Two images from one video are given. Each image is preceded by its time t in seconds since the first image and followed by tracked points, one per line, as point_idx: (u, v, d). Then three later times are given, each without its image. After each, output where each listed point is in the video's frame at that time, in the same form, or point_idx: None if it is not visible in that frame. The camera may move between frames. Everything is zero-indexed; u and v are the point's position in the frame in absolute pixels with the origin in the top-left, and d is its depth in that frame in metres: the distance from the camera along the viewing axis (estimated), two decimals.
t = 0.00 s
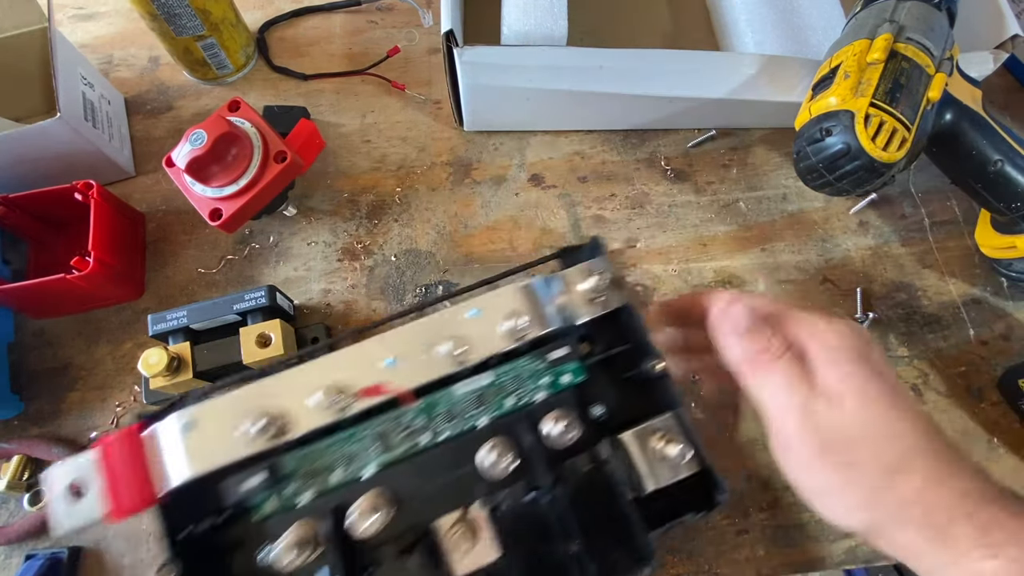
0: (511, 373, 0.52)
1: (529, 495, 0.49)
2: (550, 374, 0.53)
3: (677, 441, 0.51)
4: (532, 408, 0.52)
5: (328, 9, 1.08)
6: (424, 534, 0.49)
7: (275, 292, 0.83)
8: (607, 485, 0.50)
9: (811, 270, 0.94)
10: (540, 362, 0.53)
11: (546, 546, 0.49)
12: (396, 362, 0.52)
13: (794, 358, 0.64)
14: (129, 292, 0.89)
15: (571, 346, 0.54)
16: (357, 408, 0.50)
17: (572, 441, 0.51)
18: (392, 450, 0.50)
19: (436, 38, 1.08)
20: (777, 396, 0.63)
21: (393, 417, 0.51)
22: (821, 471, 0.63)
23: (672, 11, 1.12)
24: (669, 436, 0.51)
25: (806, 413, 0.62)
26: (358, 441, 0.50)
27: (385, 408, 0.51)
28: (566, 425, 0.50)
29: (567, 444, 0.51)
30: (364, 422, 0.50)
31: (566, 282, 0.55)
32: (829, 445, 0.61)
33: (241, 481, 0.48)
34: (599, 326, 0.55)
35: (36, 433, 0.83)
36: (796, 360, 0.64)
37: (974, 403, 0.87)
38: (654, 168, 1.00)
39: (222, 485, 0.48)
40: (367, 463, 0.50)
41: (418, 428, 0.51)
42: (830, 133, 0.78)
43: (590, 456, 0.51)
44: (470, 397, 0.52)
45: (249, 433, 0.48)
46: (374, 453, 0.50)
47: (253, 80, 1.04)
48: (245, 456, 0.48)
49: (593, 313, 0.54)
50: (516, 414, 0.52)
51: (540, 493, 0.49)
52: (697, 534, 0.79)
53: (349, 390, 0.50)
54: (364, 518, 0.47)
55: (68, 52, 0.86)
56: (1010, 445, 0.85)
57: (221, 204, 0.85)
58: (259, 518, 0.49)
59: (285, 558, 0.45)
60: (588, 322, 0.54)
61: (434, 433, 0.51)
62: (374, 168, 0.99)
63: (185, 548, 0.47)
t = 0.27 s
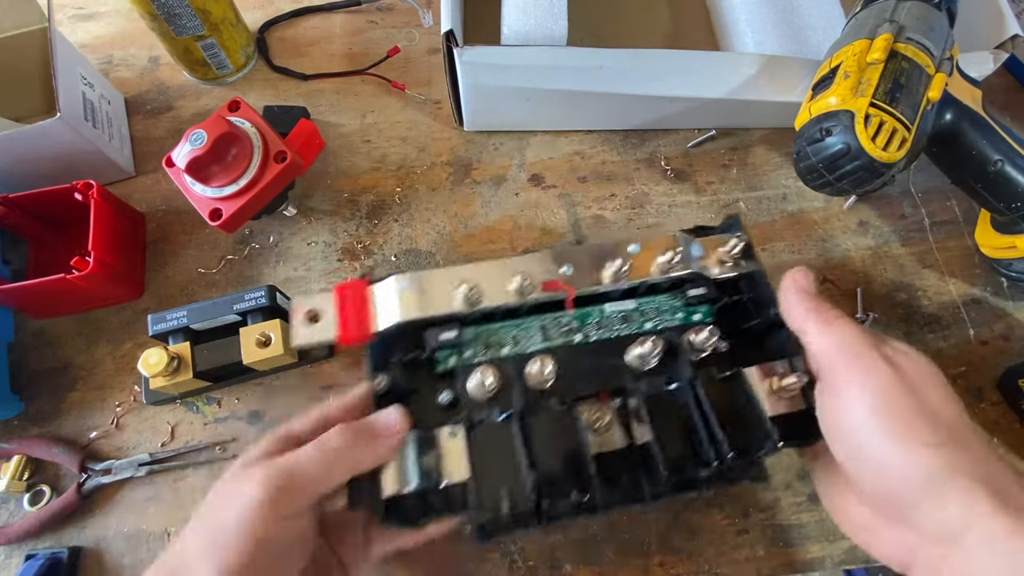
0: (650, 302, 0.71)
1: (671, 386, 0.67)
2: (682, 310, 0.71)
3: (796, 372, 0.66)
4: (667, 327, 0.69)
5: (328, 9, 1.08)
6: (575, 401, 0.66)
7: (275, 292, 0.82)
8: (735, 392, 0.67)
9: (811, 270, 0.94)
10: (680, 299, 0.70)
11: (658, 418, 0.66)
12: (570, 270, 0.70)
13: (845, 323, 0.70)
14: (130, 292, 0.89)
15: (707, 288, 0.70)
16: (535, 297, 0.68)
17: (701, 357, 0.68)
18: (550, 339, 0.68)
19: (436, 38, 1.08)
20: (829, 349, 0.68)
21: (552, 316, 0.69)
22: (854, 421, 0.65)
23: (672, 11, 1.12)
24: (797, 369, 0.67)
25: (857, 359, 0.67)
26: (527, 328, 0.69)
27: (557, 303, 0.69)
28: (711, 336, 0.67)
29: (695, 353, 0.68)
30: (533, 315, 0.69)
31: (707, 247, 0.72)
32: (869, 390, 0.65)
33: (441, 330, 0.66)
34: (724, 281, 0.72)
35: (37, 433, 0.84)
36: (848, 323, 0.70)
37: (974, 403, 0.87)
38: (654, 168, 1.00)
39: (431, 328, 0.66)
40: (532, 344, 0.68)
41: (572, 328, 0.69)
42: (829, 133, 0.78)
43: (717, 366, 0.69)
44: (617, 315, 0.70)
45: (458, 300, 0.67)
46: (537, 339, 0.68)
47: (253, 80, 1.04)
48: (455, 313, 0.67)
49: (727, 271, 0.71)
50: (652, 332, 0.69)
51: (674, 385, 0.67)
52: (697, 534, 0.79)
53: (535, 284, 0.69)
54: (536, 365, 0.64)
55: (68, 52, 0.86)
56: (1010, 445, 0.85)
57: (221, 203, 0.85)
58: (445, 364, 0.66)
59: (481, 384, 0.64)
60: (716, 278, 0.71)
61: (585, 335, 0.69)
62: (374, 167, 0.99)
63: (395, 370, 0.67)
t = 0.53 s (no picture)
0: (675, 278, 0.84)
1: (679, 354, 0.77)
2: (705, 289, 0.84)
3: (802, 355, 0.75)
4: (686, 302, 0.81)
5: (328, 9, 1.08)
6: (588, 358, 0.77)
7: (275, 292, 0.81)
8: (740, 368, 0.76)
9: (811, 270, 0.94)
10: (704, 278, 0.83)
11: (665, 380, 0.75)
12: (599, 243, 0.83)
13: (829, 304, 0.69)
14: (130, 292, 0.89)
15: (730, 270, 0.82)
16: (566, 265, 0.81)
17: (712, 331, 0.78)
18: (575, 303, 0.81)
19: (436, 38, 1.08)
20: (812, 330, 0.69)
21: (580, 283, 0.83)
22: (836, 406, 0.66)
23: (672, 10, 1.12)
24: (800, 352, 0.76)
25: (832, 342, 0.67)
26: (556, 292, 0.82)
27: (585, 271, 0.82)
28: (724, 314, 0.76)
29: (705, 328, 0.79)
30: (562, 281, 0.83)
31: (740, 231, 0.84)
32: (841, 373, 0.65)
33: (480, 287, 0.80)
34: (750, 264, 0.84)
35: (37, 433, 0.84)
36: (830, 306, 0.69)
37: (974, 403, 0.87)
38: (654, 168, 1.00)
39: (471, 284, 0.81)
40: (559, 305, 0.82)
41: (598, 295, 0.82)
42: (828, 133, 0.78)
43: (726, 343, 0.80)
44: (642, 287, 0.83)
45: (498, 262, 0.81)
46: (564, 301, 0.82)
47: (253, 80, 1.04)
48: (497, 274, 0.81)
49: (758, 252, 0.83)
50: (673, 304, 0.82)
51: (681, 354, 0.77)
52: (697, 534, 0.79)
53: (567, 251, 0.81)
54: (557, 324, 0.75)
55: (68, 51, 0.86)
56: (1010, 445, 0.85)
57: (221, 204, 0.85)
58: (483, 316, 0.81)
59: (509, 336, 0.74)
60: (744, 260, 0.83)
61: (608, 302, 0.82)
62: (374, 167, 0.99)
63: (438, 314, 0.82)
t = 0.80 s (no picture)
0: (663, 282, 0.85)
1: (667, 355, 0.77)
2: (691, 294, 0.84)
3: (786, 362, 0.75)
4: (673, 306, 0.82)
5: (328, 9, 1.08)
6: (579, 357, 0.77)
7: (275, 291, 0.82)
8: (725, 370, 0.76)
9: (811, 270, 0.94)
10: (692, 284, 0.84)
11: (654, 380, 0.75)
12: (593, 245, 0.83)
13: (799, 341, 0.67)
14: (130, 292, 0.89)
15: (715, 278, 0.82)
16: (560, 266, 0.81)
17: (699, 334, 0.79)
18: (567, 303, 0.82)
19: (436, 38, 1.08)
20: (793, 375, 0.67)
21: (573, 283, 0.83)
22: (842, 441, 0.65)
23: (672, 10, 1.12)
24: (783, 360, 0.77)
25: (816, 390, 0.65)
26: (549, 292, 0.83)
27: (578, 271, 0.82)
28: (711, 317, 0.77)
29: (692, 331, 0.79)
30: (555, 281, 0.84)
31: (723, 241, 0.85)
32: (838, 412, 0.64)
33: (475, 284, 0.80)
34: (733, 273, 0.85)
35: (37, 433, 0.84)
36: (799, 346, 0.67)
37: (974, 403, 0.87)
38: (654, 168, 1.00)
39: (466, 280, 0.81)
40: (551, 305, 0.82)
41: (589, 296, 0.83)
42: (829, 132, 0.79)
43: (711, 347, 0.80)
44: (632, 290, 0.83)
45: (493, 260, 0.81)
46: (556, 301, 0.82)
47: (253, 80, 1.04)
48: (491, 272, 0.81)
49: (739, 262, 0.84)
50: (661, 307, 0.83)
51: (670, 355, 0.77)
52: (697, 534, 0.79)
53: (561, 253, 0.81)
54: (551, 322, 0.75)
55: (68, 51, 0.86)
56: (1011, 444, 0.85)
57: (221, 204, 0.85)
58: (476, 313, 0.81)
59: (502, 333, 0.74)
60: (728, 269, 0.84)
61: (599, 303, 0.82)
62: (374, 168, 0.99)
63: (431, 309, 0.82)
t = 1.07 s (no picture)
0: (644, 290, 0.85)
1: (644, 364, 0.76)
2: (672, 302, 0.84)
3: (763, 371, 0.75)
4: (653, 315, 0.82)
5: (328, 9, 1.08)
6: (556, 364, 0.76)
7: (275, 291, 0.82)
8: (701, 380, 0.74)
9: (811, 270, 0.94)
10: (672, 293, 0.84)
11: (629, 388, 0.73)
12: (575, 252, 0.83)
13: (795, 377, 0.66)
14: (130, 292, 0.89)
15: (697, 286, 0.82)
16: (540, 271, 0.82)
17: (677, 343, 0.77)
18: (547, 310, 0.81)
19: (436, 38, 1.08)
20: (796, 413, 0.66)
21: (553, 290, 0.83)
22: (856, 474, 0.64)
23: (672, 11, 1.12)
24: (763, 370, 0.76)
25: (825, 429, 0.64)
26: (528, 298, 0.83)
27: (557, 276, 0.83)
28: (688, 327, 0.75)
29: (670, 341, 0.78)
30: (536, 287, 0.84)
31: (707, 249, 0.85)
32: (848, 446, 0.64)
33: (453, 288, 0.80)
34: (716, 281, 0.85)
35: (37, 433, 0.83)
36: (798, 385, 0.66)
37: (974, 403, 0.87)
38: (654, 168, 1.00)
39: (445, 284, 0.81)
40: (530, 311, 0.82)
41: (569, 303, 0.82)
42: (828, 133, 0.79)
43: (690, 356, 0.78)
44: (612, 297, 0.84)
45: (473, 265, 0.81)
46: (535, 308, 0.82)
47: (253, 80, 1.04)
48: (471, 276, 0.82)
49: (722, 270, 0.84)
50: (641, 316, 0.83)
51: (647, 364, 0.76)
52: (697, 534, 0.79)
53: (541, 259, 0.82)
54: (527, 329, 0.74)
55: (68, 51, 0.86)
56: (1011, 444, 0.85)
57: (221, 204, 0.85)
58: (455, 318, 0.81)
59: (478, 339, 0.74)
60: (712, 277, 0.83)
61: (579, 311, 0.82)
62: (374, 168, 0.99)
63: (410, 314, 0.82)
